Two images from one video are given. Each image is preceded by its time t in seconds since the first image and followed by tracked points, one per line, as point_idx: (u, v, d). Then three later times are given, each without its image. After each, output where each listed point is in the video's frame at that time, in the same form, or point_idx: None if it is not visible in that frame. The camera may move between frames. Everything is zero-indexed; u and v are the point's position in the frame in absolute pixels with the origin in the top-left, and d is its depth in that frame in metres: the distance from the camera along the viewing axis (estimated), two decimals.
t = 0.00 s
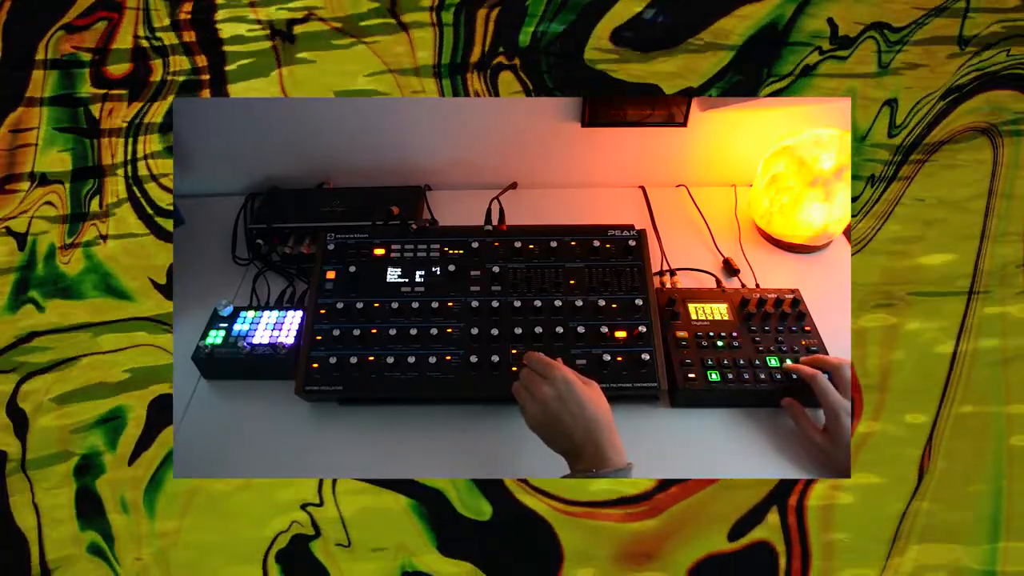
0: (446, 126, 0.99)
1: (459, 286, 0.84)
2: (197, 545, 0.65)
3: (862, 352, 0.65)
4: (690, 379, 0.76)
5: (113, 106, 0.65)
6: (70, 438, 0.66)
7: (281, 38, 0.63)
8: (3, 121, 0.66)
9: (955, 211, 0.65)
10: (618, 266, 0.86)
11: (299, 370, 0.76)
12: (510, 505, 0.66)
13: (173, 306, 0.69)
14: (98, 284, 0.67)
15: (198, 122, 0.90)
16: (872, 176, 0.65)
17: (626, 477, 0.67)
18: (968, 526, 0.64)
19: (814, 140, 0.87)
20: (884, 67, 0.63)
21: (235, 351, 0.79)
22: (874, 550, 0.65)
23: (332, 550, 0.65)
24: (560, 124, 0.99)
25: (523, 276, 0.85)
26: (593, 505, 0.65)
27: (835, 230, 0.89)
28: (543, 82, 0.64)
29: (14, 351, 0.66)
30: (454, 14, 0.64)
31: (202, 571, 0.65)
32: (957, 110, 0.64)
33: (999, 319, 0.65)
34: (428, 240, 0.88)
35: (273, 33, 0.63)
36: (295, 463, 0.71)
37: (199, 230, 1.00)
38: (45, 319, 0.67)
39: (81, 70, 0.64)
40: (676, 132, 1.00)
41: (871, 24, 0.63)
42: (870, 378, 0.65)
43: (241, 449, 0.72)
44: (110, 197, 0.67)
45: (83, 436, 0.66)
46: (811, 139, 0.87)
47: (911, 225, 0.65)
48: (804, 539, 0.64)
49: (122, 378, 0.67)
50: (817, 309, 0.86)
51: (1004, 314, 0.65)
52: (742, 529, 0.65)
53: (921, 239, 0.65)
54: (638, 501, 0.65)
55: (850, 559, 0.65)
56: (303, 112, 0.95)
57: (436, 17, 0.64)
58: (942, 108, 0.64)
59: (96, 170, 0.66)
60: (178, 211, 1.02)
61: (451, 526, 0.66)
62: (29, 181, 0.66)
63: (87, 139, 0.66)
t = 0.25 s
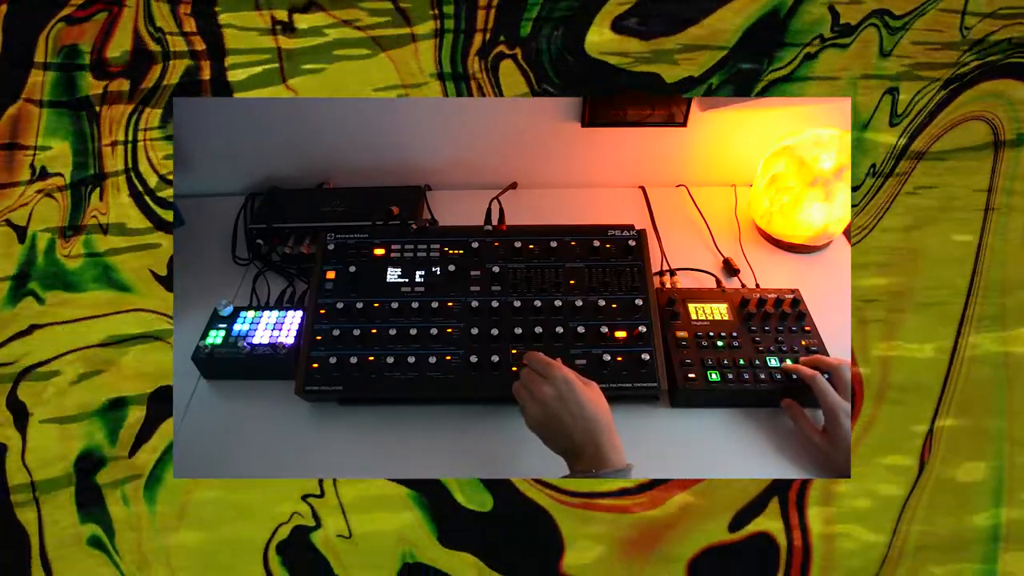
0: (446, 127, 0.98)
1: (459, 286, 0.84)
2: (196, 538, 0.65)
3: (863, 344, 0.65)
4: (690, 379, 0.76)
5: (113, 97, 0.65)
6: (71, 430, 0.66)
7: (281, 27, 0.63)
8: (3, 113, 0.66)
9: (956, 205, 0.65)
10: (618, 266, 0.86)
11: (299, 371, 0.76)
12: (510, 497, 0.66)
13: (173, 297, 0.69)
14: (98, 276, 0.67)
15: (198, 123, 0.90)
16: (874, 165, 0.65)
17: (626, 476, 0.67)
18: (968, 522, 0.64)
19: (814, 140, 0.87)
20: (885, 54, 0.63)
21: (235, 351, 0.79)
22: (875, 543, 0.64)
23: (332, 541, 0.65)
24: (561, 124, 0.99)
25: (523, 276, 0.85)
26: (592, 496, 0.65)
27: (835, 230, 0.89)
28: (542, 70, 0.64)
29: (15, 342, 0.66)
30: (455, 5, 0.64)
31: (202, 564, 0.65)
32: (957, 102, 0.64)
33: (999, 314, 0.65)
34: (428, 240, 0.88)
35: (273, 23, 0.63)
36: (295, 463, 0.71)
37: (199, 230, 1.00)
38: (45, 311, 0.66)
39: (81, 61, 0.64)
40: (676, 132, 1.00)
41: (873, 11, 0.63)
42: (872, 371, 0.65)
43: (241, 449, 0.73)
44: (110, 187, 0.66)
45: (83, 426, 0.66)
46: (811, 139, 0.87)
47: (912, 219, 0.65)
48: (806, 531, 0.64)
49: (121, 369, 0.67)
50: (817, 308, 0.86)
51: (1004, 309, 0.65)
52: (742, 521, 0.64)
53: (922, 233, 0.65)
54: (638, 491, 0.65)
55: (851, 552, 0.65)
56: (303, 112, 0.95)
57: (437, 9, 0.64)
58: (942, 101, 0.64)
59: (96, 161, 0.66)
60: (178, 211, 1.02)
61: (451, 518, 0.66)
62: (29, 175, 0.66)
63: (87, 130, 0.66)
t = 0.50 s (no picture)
0: (446, 127, 0.99)
1: (459, 286, 0.84)
2: (196, 531, 0.65)
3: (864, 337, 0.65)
4: (690, 379, 0.76)
5: (114, 89, 0.65)
6: (71, 423, 0.66)
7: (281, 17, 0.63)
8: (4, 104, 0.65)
9: (958, 199, 0.65)
10: (618, 266, 0.86)
11: (299, 371, 0.76)
12: (510, 490, 0.65)
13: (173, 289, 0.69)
14: (99, 269, 0.67)
15: (197, 123, 0.90)
16: (874, 155, 0.65)
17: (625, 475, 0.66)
18: (968, 519, 0.64)
19: (814, 140, 0.87)
20: (885, 43, 0.63)
21: (235, 351, 0.79)
22: (876, 539, 0.64)
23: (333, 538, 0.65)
24: (561, 125, 0.99)
25: (523, 276, 0.85)
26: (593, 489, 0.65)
27: (835, 230, 0.89)
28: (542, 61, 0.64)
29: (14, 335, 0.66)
30: None
31: (202, 557, 0.65)
32: (959, 97, 0.64)
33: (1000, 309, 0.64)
34: (428, 240, 0.88)
35: (274, 13, 0.63)
36: (295, 463, 0.71)
37: (199, 230, 1.00)
38: (45, 304, 0.66)
39: (82, 53, 0.64)
40: (676, 132, 1.00)
41: None
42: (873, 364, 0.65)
43: (241, 449, 0.73)
44: (111, 179, 0.66)
45: (83, 418, 0.66)
46: (811, 139, 0.87)
47: (912, 213, 0.65)
48: (808, 524, 0.64)
49: (122, 362, 0.67)
50: (817, 308, 0.86)
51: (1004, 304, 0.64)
52: (742, 512, 0.64)
53: (923, 227, 0.65)
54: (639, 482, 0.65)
55: (854, 548, 0.64)
56: (303, 112, 0.95)
57: None
58: (944, 96, 0.64)
59: (97, 153, 0.66)
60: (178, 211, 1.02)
61: (451, 512, 0.65)
62: (28, 167, 0.66)
63: (88, 122, 0.65)
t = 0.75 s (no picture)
0: (447, 127, 0.99)
1: (459, 286, 0.84)
2: (196, 525, 0.64)
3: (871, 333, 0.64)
4: (690, 379, 0.76)
5: (114, 81, 0.64)
6: (69, 417, 0.65)
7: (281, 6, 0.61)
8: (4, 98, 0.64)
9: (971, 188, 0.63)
10: (618, 266, 0.86)
11: (299, 371, 0.76)
12: (513, 485, 0.65)
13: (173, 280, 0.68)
14: (99, 261, 0.66)
15: (197, 123, 0.90)
16: (875, 146, 0.63)
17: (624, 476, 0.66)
18: (969, 520, 0.62)
19: (814, 140, 0.87)
20: (887, 32, 0.61)
21: (235, 351, 0.79)
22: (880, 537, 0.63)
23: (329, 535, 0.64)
24: (560, 125, 0.99)
25: (523, 276, 0.85)
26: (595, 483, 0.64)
27: (835, 230, 0.89)
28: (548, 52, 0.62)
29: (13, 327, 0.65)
30: None
31: (200, 553, 0.64)
32: (971, 90, 0.62)
33: (1005, 303, 0.63)
34: (428, 240, 0.88)
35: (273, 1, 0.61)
36: (295, 463, 0.71)
37: (199, 230, 1.00)
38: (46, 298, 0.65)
39: (82, 45, 0.63)
40: (676, 132, 1.00)
41: None
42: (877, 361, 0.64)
43: (242, 448, 0.73)
44: (111, 171, 0.65)
45: (82, 410, 0.65)
46: (811, 139, 0.87)
47: (920, 207, 0.63)
48: (810, 522, 0.63)
49: (122, 354, 0.66)
50: (817, 308, 0.86)
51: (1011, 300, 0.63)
52: (742, 503, 0.63)
53: (932, 220, 0.63)
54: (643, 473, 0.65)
55: (860, 547, 0.63)
56: (303, 112, 0.95)
57: None
58: (955, 88, 0.62)
59: (96, 144, 0.65)
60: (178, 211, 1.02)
61: (451, 504, 0.64)
62: (28, 160, 0.65)
63: (88, 114, 0.64)
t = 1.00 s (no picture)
0: (447, 127, 0.99)
1: (459, 286, 0.84)
2: (195, 521, 0.64)
3: (881, 331, 0.63)
4: (690, 379, 0.76)
5: (115, 73, 0.62)
6: (70, 410, 0.64)
7: None
8: (3, 89, 0.63)
9: (974, 180, 0.62)
10: (618, 266, 0.86)
11: (299, 371, 0.76)
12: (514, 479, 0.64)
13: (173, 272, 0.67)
14: (99, 253, 0.65)
15: (198, 123, 0.90)
16: (875, 134, 0.62)
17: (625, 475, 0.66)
18: (970, 520, 0.62)
19: (814, 140, 0.87)
20: (888, 19, 0.60)
21: (235, 351, 0.79)
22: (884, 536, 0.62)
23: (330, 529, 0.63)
24: (561, 125, 0.99)
25: (523, 276, 0.85)
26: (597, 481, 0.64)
27: (835, 230, 0.89)
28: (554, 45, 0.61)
29: (15, 319, 0.65)
30: None
31: (199, 549, 0.64)
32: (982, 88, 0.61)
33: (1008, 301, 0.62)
34: (428, 240, 0.88)
35: None
36: (295, 463, 0.71)
37: (199, 230, 1.00)
38: (46, 290, 0.65)
39: (81, 36, 0.62)
40: (676, 132, 1.00)
41: None
42: (887, 357, 0.63)
43: (242, 448, 0.73)
44: (111, 162, 0.64)
45: (83, 404, 0.64)
46: (811, 139, 0.87)
47: (929, 205, 0.62)
48: (812, 519, 0.62)
49: (122, 350, 0.65)
50: (817, 308, 0.86)
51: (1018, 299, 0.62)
52: (741, 494, 0.62)
53: (942, 217, 0.62)
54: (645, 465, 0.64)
55: (864, 546, 0.62)
56: (303, 112, 0.95)
57: None
58: (966, 85, 0.61)
59: (96, 134, 0.64)
60: (178, 210, 1.02)
61: (452, 501, 0.64)
62: (28, 152, 0.64)
63: (87, 105, 0.63)
